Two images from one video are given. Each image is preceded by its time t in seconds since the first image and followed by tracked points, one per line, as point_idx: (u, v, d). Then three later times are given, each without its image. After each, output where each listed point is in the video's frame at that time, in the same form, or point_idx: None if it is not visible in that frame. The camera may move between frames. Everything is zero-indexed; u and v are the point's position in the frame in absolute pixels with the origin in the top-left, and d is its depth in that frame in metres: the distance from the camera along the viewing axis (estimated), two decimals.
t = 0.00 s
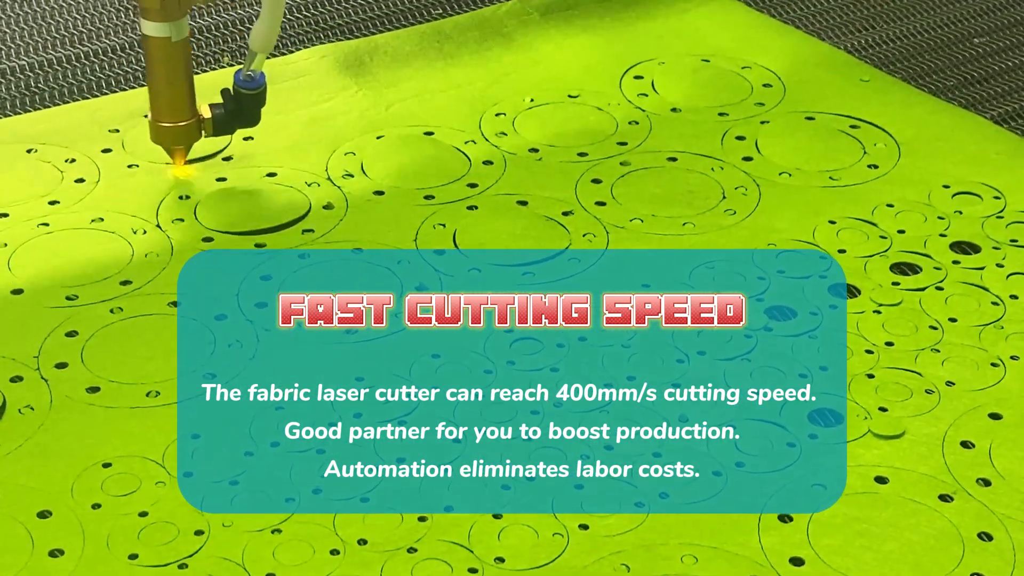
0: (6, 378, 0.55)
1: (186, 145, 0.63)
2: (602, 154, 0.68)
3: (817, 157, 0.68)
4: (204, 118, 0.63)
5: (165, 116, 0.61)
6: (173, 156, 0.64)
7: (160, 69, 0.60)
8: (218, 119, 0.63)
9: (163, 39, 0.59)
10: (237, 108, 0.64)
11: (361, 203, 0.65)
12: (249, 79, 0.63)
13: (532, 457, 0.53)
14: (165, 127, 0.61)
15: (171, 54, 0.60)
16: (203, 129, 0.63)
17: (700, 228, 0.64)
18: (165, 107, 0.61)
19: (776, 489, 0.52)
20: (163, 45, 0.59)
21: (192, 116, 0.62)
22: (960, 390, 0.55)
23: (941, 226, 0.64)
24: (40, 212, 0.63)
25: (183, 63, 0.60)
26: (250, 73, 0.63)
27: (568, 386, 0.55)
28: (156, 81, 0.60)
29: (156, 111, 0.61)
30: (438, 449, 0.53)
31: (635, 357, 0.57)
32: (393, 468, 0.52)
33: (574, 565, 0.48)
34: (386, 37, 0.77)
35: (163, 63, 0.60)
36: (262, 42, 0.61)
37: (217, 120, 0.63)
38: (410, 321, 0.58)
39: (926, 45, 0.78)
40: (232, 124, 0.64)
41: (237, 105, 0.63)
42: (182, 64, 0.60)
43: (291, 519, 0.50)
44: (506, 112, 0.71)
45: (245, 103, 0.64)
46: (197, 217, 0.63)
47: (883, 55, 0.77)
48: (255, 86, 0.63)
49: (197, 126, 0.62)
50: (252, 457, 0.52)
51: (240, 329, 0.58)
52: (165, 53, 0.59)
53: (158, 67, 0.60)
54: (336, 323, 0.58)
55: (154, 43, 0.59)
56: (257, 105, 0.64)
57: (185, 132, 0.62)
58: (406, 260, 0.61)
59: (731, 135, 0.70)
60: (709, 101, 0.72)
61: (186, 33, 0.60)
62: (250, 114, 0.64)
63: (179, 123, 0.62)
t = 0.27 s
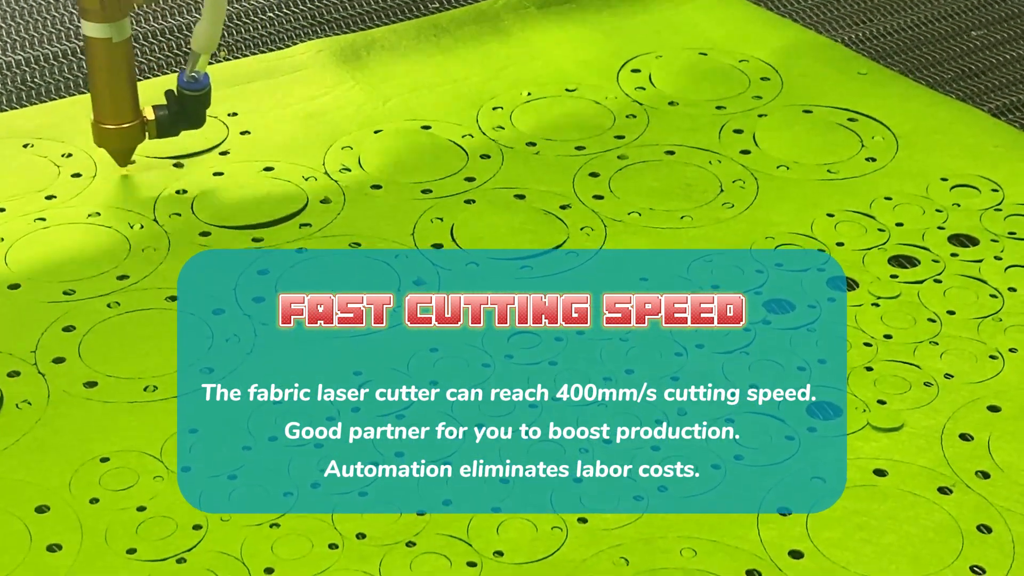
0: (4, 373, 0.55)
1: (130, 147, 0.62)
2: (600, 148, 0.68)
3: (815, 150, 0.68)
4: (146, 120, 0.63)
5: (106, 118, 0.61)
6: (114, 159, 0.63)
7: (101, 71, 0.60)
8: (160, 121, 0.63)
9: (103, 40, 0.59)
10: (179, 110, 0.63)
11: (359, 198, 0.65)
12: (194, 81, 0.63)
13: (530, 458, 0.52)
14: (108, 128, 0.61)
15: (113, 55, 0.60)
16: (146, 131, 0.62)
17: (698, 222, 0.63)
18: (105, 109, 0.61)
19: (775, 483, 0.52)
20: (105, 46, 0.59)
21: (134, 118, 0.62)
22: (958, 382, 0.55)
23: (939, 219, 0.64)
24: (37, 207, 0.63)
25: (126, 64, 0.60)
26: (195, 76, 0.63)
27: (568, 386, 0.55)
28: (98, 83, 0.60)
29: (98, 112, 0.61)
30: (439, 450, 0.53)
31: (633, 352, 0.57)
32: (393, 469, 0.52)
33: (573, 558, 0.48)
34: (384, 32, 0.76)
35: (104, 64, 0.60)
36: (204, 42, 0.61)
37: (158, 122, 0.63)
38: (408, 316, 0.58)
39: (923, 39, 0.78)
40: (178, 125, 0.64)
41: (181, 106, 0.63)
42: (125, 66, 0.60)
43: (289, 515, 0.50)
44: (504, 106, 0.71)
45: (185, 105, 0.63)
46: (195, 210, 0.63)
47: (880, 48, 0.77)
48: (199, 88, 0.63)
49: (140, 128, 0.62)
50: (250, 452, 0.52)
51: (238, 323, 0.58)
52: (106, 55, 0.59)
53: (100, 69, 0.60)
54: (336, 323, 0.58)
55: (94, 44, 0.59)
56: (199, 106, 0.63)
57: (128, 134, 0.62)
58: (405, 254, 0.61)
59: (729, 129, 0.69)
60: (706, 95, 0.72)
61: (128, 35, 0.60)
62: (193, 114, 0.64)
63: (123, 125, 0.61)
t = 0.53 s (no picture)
0: None
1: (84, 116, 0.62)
2: (595, 147, 0.68)
3: (810, 148, 0.68)
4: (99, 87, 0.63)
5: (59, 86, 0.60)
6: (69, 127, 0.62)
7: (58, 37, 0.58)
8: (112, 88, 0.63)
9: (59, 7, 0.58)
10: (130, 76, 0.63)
11: (354, 197, 0.64)
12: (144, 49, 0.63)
13: (530, 459, 0.52)
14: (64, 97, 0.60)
15: (67, 21, 0.58)
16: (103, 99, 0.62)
17: (693, 221, 0.64)
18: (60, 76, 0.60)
19: (770, 481, 0.52)
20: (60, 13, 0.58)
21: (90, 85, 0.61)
22: (953, 381, 0.55)
23: (934, 218, 0.64)
24: (31, 206, 0.63)
25: (81, 31, 0.59)
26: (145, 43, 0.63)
27: (568, 386, 0.55)
28: (52, 49, 0.59)
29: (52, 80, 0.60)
30: (438, 451, 0.52)
31: (628, 351, 0.57)
32: (393, 470, 0.52)
33: (568, 557, 0.48)
34: (380, 32, 0.77)
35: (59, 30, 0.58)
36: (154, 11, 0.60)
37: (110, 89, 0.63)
38: (404, 315, 0.58)
39: (918, 37, 0.78)
40: (129, 93, 0.64)
41: (133, 73, 0.63)
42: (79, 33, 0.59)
43: (284, 514, 0.50)
44: (499, 105, 0.71)
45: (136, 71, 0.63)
46: (189, 210, 0.63)
47: (875, 47, 0.77)
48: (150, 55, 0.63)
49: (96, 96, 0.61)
50: (245, 451, 0.52)
51: (234, 322, 0.58)
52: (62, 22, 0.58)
53: (54, 36, 0.58)
54: (336, 323, 0.58)
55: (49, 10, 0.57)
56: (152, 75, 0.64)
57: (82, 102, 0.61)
58: (400, 253, 0.61)
59: (724, 128, 0.70)
60: (701, 94, 0.72)
61: None
62: (146, 82, 0.64)
63: (78, 91, 0.60)
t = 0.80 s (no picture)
0: (8, 369, 0.56)
1: (151, 83, 0.66)
2: (589, 148, 0.70)
3: (798, 149, 0.70)
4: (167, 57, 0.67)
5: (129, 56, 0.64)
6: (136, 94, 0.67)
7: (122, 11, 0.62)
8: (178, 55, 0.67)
9: None
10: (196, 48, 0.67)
11: (354, 198, 0.66)
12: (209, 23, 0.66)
13: (527, 455, 0.54)
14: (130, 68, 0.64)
15: None
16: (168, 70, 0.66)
17: (684, 219, 0.65)
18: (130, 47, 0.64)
19: (758, 473, 0.53)
20: None
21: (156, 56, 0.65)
22: (937, 374, 0.57)
23: (918, 216, 0.65)
24: (40, 208, 0.64)
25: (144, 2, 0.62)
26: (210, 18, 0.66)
27: (568, 386, 0.56)
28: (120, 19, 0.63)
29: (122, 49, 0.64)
30: (437, 448, 0.54)
31: (621, 346, 0.58)
32: (393, 467, 0.53)
33: (563, 548, 0.50)
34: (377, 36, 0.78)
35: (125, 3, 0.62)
36: None
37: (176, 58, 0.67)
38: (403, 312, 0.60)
39: (901, 41, 0.80)
40: (193, 65, 0.68)
41: (198, 47, 0.67)
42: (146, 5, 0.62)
43: (286, 506, 0.51)
44: (495, 108, 0.72)
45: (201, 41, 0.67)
46: (192, 211, 0.65)
47: (859, 50, 0.79)
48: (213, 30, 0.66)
49: (164, 64, 0.66)
50: (248, 445, 0.54)
51: (237, 320, 0.59)
52: None
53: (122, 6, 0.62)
54: (336, 323, 0.59)
55: None
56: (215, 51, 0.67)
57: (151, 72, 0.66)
58: (399, 252, 0.63)
59: (714, 129, 0.71)
60: (692, 96, 0.74)
61: None
62: (209, 56, 0.67)
63: (146, 63, 0.65)
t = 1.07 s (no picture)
0: (84, 358, 0.66)
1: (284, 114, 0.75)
2: (584, 165, 0.79)
3: (768, 168, 0.79)
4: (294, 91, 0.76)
5: (265, 91, 0.74)
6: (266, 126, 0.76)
7: (264, 54, 0.71)
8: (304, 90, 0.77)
9: (267, 28, 0.70)
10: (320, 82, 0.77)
11: (381, 211, 0.75)
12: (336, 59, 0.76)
13: (529, 434, 0.63)
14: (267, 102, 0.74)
15: (275, 40, 0.71)
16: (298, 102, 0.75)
17: (665, 228, 0.74)
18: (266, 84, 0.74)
19: (729, 446, 0.62)
20: (268, 35, 0.71)
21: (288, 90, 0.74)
22: (883, 360, 0.66)
23: (867, 224, 0.75)
24: (111, 219, 0.74)
25: (282, 46, 0.72)
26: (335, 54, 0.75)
27: (571, 387, 0.65)
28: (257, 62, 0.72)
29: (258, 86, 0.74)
30: (452, 429, 0.63)
31: (612, 337, 0.68)
32: (418, 452, 0.62)
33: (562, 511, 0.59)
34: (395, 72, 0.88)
35: (264, 47, 0.71)
36: (343, 30, 0.73)
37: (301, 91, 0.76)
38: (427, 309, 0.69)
39: (853, 72, 0.89)
40: (319, 97, 0.77)
41: (323, 81, 0.76)
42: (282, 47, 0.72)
43: (325, 476, 0.60)
44: (502, 131, 0.82)
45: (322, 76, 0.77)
46: (241, 222, 0.74)
47: (819, 79, 0.89)
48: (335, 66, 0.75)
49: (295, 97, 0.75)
50: (290, 423, 0.63)
51: (280, 315, 0.69)
52: (269, 40, 0.71)
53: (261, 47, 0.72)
54: (348, 322, 0.68)
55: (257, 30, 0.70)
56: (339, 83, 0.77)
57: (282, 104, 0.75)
58: (420, 257, 0.72)
59: (691, 149, 0.81)
60: (672, 121, 0.83)
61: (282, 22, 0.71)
62: (332, 89, 0.77)
63: (279, 97, 0.74)
